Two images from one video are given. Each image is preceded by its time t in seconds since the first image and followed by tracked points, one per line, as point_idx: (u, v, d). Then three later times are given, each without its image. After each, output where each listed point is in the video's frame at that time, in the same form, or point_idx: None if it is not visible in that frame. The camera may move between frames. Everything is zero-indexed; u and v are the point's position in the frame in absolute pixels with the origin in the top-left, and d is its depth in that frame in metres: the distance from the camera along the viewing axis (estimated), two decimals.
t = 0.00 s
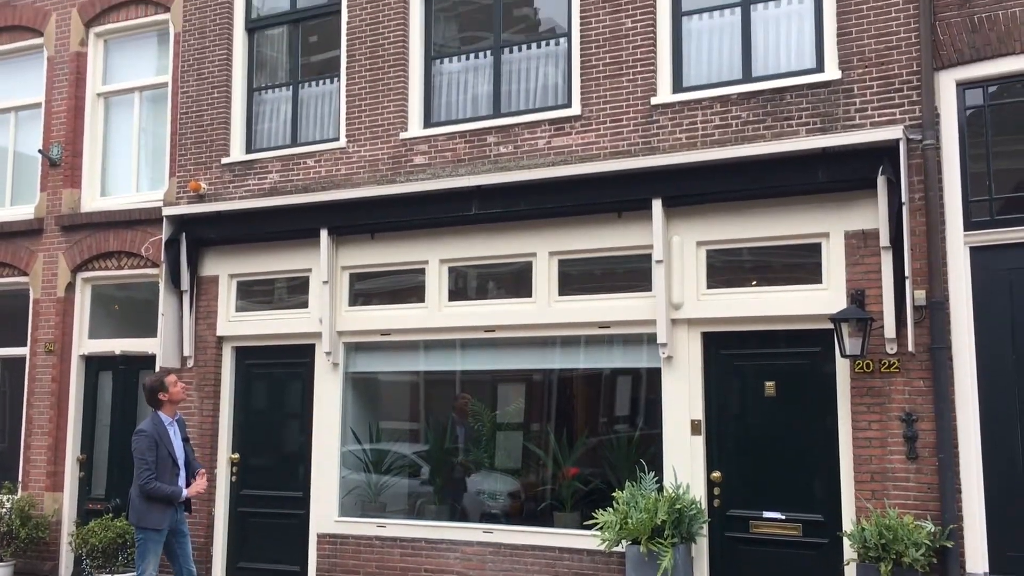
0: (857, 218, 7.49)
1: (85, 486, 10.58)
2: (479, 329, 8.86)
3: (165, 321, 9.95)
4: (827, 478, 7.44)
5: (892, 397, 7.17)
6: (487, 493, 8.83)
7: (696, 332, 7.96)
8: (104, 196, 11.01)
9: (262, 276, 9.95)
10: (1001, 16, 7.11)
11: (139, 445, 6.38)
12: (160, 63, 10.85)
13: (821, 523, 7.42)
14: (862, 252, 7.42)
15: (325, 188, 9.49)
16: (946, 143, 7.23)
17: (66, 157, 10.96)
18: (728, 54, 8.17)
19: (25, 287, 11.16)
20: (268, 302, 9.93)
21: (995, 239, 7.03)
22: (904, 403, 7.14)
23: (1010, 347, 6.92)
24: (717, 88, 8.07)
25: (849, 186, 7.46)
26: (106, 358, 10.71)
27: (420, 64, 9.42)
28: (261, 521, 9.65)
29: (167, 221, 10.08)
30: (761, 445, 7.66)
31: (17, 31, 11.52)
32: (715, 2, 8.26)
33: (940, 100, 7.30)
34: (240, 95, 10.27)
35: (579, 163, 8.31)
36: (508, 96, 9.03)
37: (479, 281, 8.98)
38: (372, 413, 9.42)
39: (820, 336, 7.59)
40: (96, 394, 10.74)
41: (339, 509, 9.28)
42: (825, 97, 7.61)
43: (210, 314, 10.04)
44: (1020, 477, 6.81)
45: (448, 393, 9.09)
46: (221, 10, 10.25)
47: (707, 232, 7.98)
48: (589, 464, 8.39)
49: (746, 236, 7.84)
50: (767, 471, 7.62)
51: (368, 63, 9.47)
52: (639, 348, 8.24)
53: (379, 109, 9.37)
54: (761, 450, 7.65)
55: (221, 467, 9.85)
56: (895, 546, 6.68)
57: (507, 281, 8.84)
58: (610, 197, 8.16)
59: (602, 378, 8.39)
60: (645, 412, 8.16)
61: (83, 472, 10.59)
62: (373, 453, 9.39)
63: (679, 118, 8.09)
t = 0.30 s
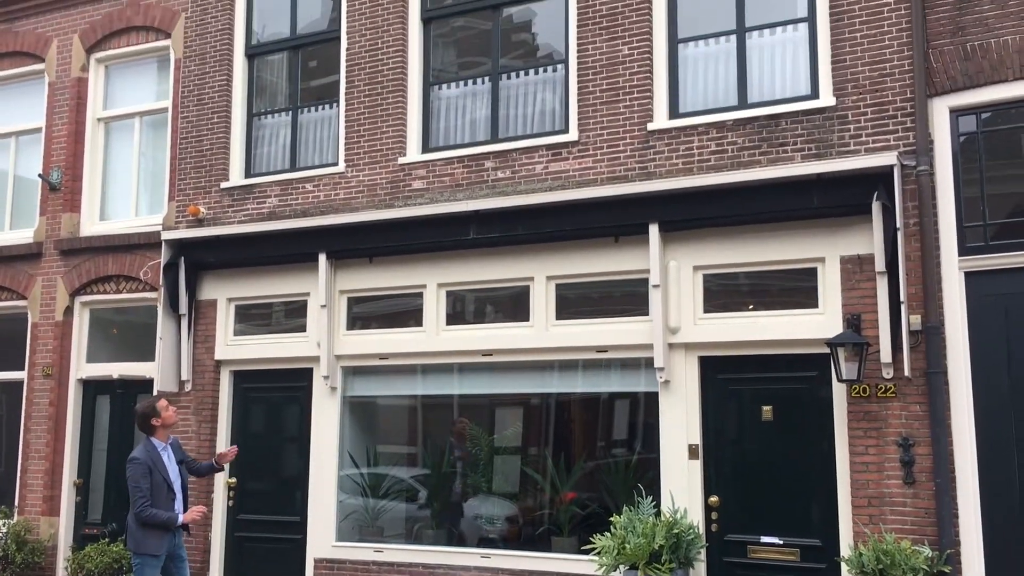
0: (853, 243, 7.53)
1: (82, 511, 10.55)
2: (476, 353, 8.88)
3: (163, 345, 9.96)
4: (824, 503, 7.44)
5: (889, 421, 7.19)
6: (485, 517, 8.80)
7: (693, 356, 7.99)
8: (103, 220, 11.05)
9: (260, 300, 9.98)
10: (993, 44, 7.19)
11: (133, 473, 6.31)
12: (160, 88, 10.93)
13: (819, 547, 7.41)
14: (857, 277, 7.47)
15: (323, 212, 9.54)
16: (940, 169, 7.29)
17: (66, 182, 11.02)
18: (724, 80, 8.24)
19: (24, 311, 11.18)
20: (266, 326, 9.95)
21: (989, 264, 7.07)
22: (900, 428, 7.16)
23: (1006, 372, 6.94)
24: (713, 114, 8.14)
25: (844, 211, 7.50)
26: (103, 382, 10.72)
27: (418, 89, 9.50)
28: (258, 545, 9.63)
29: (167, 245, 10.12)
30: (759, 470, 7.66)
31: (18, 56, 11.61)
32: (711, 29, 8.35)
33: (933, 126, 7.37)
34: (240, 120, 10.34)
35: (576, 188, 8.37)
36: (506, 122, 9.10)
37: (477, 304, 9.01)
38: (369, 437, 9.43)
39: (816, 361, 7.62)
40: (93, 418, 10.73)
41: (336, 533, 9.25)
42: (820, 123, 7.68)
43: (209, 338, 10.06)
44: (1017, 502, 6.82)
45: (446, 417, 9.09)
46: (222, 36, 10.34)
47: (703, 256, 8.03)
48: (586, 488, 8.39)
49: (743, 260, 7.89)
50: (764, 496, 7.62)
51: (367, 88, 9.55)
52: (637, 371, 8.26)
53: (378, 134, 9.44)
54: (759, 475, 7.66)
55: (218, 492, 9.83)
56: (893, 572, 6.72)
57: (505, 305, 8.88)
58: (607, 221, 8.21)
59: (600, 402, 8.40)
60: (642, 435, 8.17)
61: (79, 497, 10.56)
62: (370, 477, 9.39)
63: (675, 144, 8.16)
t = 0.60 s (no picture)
0: (848, 267, 7.59)
1: (78, 534, 10.52)
2: (474, 377, 8.90)
3: (161, 368, 9.97)
4: (822, 527, 7.44)
5: (885, 445, 7.21)
6: (482, 541, 8.81)
7: (690, 379, 8.02)
8: (102, 243, 11.10)
9: (258, 323, 10.00)
10: (985, 71, 7.27)
11: (129, 498, 6.22)
12: (160, 113, 11.00)
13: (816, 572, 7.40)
14: (853, 301, 7.51)
15: (322, 236, 9.59)
16: (934, 194, 7.35)
17: (66, 205, 11.07)
18: (719, 105, 8.32)
19: (22, 334, 11.19)
20: (264, 349, 9.97)
21: (984, 288, 7.12)
22: (897, 451, 7.18)
23: (1001, 395, 6.98)
24: (709, 139, 8.22)
25: (839, 235, 7.56)
26: (101, 405, 10.72)
27: (417, 114, 9.57)
28: (255, 569, 9.61)
29: (165, 268, 10.13)
30: (756, 493, 7.67)
31: (19, 81, 11.69)
32: (706, 55, 8.44)
33: (927, 152, 7.44)
34: (240, 144, 10.41)
35: (573, 213, 8.43)
36: (504, 146, 9.16)
37: (475, 327, 9.04)
38: (367, 460, 9.42)
39: (812, 384, 7.65)
40: (90, 441, 10.72)
41: (333, 557, 9.24)
42: (815, 149, 7.75)
43: (207, 361, 10.08)
44: (1014, 525, 6.84)
45: (443, 440, 9.09)
46: (222, 61, 10.42)
47: (700, 280, 8.08)
48: (584, 511, 8.39)
49: (739, 284, 7.94)
50: (762, 520, 7.62)
51: (366, 113, 9.63)
52: (634, 395, 8.29)
53: (377, 158, 9.50)
54: (756, 498, 7.67)
55: (215, 515, 9.82)
56: None
57: (502, 328, 8.91)
58: (605, 245, 8.26)
59: (597, 425, 8.42)
60: (640, 458, 8.17)
61: (75, 520, 10.54)
62: (367, 500, 9.38)
63: (672, 168, 8.23)
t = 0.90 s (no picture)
0: (844, 287, 7.63)
1: (75, 555, 10.49)
2: (472, 397, 8.92)
3: (159, 388, 9.97)
4: (819, 547, 7.44)
5: (882, 465, 7.23)
6: (480, 561, 8.82)
7: (687, 399, 8.04)
8: (101, 263, 11.13)
9: (256, 343, 10.02)
10: (978, 94, 7.35)
11: (122, 518, 6.18)
12: (160, 133, 11.06)
13: None
14: (849, 321, 7.55)
15: (320, 256, 9.63)
16: (928, 215, 7.41)
17: (65, 225, 11.10)
18: (715, 127, 8.39)
19: (19, 354, 11.20)
20: (262, 369, 9.98)
21: (978, 309, 7.17)
22: (894, 472, 7.19)
23: (996, 415, 7.01)
24: (705, 160, 8.28)
25: (835, 256, 7.61)
26: (98, 425, 10.71)
27: (415, 135, 9.64)
28: None
29: (163, 288, 10.10)
30: (753, 514, 7.68)
31: (20, 101, 11.76)
32: (702, 77, 8.51)
33: (921, 174, 7.51)
34: (239, 164, 10.47)
35: (571, 233, 8.48)
36: (502, 167, 9.22)
37: (473, 347, 9.07)
38: (364, 480, 9.42)
39: (809, 404, 7.68)
40: (88, 461, 10.71)
41: None
42: (810, 170, 7.81)
43: (205, 381, 10.09)
44: (1010, 546, 6.85)
45: (441, 460, 9.10)
46: (221, 82, 10.49)
47: (697, 300, 8.12)
48: (581, 532, 8.39)
49: (736, 305, 7.98)
50: (759, 539, 7.63)
51: (365, 134, 9.69)
52: (632, 415, 8.30)
53: (375, 179, 9.55)
54: (754, 518, 7.67)
55: (212, 536, 9.80)
56: None
57: (500, 348, 8.94)
58: (602, 266, 8.30)
59: (595, 445, 8.43)
60: (638, 479, 8.18)
61: (72, 541, 10.51)
62: (365, 521, 9.37)
63: (669, 189, 8.28)
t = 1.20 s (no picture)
0: (838, 306, 7.70)
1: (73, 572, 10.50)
2: (470, 414, 8.97)
3: (158, 405, 10.01)
4: (815, 564, 7.49)
5: (877, 483, 7.28)
6: None
7: (684, 417, 8.09)
8: (101, 280, 11.19)
9: (255, 360, 10.07)
10: (970, 115, 7.44)
11: (119, 532, 6.22)
12: (160, 152, 11.14)
13: None
14: (844, 339, 7.62)
15: (320, 274, 9.69)
16: (922, 235, 7.49)
17: (65, 243, 11.17)
18: (711, 147, 8.48)
19: (19, 371, 11.23)
20: (261, 386, 10.02)
21: (971, 327, 7.24)
22: (889, 490, 7.24)
23: (990, 433, 7.07)
24: (701, 180, 8.37)
25: (830, 275, 7.68)
26: (97, 442, 10.74)
27: (414, 154, 9.73)
28: None
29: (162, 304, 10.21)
30: (750, 531, 7.73)
31: (21, 120, 11.84)
32: (698, 98, 8.61)
33: (914, 194, 7.59)
34: (239, 182, 10.54)
35: (568, 252, 8.55)
36: (500, 186, 9.31)
37: (471, 364, 9.13)
38: (362, 497, 9.45)
39: (805, 422, 7.74)
40: (87, 478, 10.73)
41: None
42: (805, 190, 7.90)
43: (204, 398, 10.14)
44: (1005, 563, 6.90)
45: (438, 477, 9.13)
46: (222, 101, 10.59)
47: (693, 319, 8.19)
48: (579, 549, 8.42)
49: (732, 323, 8.05)
50: (755, 557, 7.67)
51: (364, 153, 9.78)
52: (629, 433, 8.35)
53: (374, 198, 9.63)
54: (750, 535, 7.72)
55: (210, 553, 9.82)
56: None
57: (498, 365, 8.99)
58: (599, 285, 8.37)
59: (592, 462, 8.47)
60: (635, 496, 8.22)
61: (70, 558, 10.52)
62: (363, 538, 9.38)
63: (665, 209, 8.37)
